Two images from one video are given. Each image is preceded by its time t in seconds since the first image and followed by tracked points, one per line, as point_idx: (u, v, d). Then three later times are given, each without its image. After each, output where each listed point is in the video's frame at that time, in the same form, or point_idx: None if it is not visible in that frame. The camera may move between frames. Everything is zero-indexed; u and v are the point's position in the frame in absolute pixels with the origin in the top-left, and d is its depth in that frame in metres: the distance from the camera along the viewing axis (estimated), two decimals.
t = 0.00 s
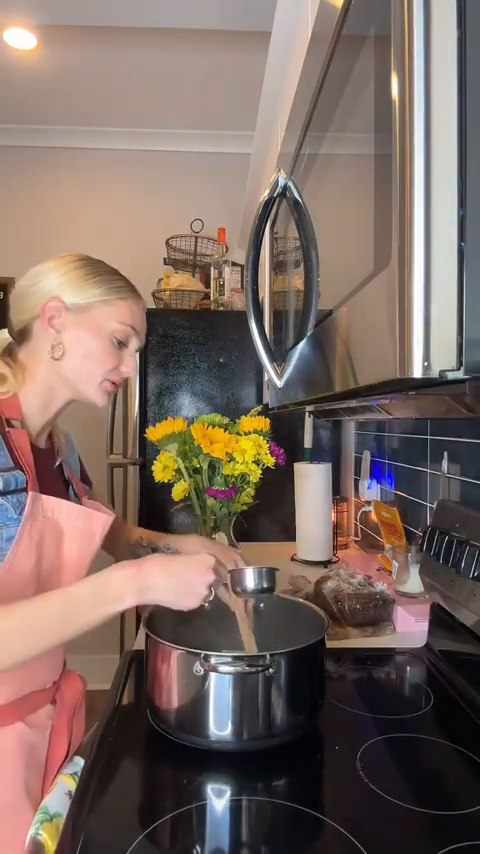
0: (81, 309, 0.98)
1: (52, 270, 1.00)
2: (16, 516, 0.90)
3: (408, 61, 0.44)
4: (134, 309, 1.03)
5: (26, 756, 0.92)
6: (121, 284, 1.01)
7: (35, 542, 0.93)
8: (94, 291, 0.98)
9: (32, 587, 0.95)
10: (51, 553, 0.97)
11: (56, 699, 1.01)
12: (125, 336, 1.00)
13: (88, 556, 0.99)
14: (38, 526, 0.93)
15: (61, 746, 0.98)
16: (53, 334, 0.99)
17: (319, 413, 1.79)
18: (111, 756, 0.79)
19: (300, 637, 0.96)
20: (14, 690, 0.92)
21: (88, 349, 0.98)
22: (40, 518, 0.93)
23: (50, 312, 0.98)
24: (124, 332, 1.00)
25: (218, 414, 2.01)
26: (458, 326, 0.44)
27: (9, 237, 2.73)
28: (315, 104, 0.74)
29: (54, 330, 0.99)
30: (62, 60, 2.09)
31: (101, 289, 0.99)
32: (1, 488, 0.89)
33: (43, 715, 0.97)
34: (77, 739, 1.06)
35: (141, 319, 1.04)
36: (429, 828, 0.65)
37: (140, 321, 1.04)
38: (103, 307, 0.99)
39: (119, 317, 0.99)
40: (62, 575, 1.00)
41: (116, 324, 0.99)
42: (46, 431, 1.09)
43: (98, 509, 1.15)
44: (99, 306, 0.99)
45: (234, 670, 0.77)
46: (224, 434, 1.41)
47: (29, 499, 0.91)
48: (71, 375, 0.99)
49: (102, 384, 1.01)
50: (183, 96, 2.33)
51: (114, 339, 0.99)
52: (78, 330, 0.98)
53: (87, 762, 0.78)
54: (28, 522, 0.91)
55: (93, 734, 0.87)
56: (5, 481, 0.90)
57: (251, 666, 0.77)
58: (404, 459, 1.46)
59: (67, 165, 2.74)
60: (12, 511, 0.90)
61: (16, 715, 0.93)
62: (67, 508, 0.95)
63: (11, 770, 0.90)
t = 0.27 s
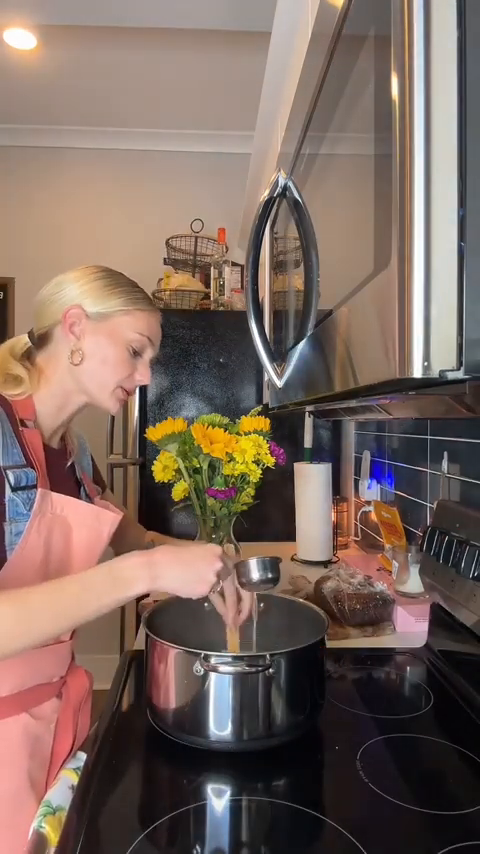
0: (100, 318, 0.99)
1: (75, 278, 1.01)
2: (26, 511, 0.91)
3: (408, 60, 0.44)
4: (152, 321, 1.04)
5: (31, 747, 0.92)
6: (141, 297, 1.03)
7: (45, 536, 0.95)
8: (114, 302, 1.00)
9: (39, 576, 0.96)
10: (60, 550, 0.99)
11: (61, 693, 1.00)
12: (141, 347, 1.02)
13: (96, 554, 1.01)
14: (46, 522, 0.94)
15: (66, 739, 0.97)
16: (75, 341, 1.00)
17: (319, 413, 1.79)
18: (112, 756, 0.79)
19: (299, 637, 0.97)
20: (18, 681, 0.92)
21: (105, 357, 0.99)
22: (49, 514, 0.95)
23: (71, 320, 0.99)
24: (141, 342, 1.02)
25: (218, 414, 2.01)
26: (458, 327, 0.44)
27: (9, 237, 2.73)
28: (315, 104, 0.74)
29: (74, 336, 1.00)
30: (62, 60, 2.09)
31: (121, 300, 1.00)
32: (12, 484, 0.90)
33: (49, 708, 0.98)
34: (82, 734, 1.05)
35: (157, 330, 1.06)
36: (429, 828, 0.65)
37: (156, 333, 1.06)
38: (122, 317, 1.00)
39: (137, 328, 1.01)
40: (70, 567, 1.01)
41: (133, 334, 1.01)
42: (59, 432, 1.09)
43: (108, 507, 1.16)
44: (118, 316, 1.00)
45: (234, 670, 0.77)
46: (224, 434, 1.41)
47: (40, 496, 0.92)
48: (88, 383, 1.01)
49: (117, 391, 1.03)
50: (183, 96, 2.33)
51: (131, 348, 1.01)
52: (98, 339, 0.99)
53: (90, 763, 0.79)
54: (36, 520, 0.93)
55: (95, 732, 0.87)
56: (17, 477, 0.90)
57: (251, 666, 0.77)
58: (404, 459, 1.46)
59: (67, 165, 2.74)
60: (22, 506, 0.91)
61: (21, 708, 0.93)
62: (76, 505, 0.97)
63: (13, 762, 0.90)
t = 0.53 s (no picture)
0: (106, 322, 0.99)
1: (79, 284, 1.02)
2: (32, 510, 0.91)
3: (408, 60, 0.44)
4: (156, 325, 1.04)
5: (36, 743, 0.92)
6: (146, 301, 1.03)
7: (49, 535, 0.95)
8: (121, 307, 1.00)
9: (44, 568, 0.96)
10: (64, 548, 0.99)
11: (66, 692, 1.01)
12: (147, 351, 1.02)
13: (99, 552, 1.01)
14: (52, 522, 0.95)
15: (69, 738, 0.98)
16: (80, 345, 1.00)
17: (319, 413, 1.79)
18: (112, 756, 0.79)
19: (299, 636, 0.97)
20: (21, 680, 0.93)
21: (110, 360, 0.99)
22: (54, 514, 0.95)
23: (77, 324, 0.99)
24: (147, 347, 1.02)
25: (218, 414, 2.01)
26: (458, 327, 0.44)
27: (9, 237, 2.73)
28: (315, 104, 0.74)
29: (81, 339, 1.00)
30: (62, 60, 2.09)
31: (127, 305, 1.00)
32: (19, 483, 0.90)
33: (53, 707, 0.97)
34: (86, 731, 1.07)
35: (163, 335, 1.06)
36: (429, 828, 0.65)
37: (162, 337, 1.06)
38: (127, 321, 1.00)
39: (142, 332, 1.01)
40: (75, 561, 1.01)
41: (139, 338, 1.00)
42: (64, 433, 1.09)
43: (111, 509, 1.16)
44: (124, 320, 1.00)
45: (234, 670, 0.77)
46: (224, 434, 1.41)
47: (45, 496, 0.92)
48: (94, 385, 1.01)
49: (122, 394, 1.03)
50: (183, 96, 2.33)
51: (136, 353, 1.01)
52: (104, 343, 0.99)
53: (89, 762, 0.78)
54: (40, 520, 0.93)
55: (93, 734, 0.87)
56: (23, 475, 0.90)
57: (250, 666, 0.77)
58: (404, 459, 1.46)
59: (67, 165, 2.74)
60: (28, 505, 0.91)
61: (25, 705, 0.93)
62: (81, 505, 0.97)
63: (16, 759, 0.90)
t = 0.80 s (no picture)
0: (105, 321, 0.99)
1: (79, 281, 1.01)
2: (32, 510, 0.92)
3: (408, 60, 0.44)
4: (155, 325, 1.04)
5: (36, 743, 0.92)
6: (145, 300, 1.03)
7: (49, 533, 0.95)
8: (120, 306, 1.00)
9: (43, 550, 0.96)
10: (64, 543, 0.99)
11: (66, 692, 1.01)
12: (145, 350, 1.02)
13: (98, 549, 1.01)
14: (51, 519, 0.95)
15: (69, 738, 0.98)
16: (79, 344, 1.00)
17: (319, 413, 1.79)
18: (112, 755, 0.79)
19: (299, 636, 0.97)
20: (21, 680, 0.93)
21: (109, 360, 1.00)
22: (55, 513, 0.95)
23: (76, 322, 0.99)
24: (146, 346, 1.02)
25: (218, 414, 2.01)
26: (458, 326, 0.44)
27: (9, 236, 2.73)
28: (315, 104, 0.74)
29: (80, 339, 1.00)
30: (61, 60, 2.09)
31: (126, 303, 1.00)
32: (20, 483, 0.89)
33: (54, 707, 0.97)
34: (86, 731, 1.07)
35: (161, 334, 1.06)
36: (429, 828, 0.65)
37: (161, 338, 1.06)
38: (126, 319, 1.00)
39: (142, 331, 1.01)
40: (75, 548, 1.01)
41: (138, 337, 1.01)
42: (63, 433, 1.09)
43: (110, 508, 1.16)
44: (123, 319, 1.00)
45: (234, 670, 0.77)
46: (224, 434, 1.41)
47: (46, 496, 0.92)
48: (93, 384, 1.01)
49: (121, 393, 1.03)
50: (182, 96, 2.33)
51: (135, 352, 1.01)
52: (103, 342, 0.99)
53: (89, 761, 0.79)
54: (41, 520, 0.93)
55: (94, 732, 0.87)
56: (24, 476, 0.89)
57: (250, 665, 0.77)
58: (404, 459, 1.46)
59: (67, 165, 2.74)
60: (29, 505, 0.91)
61: (25, 705, 0.93)
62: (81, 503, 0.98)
63: (15, 759, 0.90)
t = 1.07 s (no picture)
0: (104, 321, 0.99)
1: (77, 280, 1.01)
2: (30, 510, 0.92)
3: (408, 60, 0.44)
4: (154, 324, 1.04)
5: (33, 743, 0.92)
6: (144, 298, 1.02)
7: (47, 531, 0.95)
8: (119, 306, 1.00)
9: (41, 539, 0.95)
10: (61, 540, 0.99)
11: (64, 692, 1.01)
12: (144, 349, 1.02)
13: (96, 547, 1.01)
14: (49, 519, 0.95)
15: (67, 738, 0.98)
16: (78, 343, 1.00)
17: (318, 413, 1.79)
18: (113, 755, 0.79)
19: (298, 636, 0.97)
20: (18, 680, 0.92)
21: (108, 359, 1.00)
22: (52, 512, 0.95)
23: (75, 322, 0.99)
24: (145, 345, 1.02)
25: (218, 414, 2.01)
26: (458, 326, 0.44)
27: (9, 236, 2.73)
28: (315, 104, 0.74)
29: (79, 337, 1.00)
30: (61, 60, 2.09)
31: (126, 303, 1.00)
32: (17, 482, 0.90)
33: (51, 707, 0.97)
34: (84, 730, 1.07)
35: (160, 333, 1.06)
36: (429, 828, 0.65)
37: (160, 336, 1.06)
38: (125, 319, 1.00)
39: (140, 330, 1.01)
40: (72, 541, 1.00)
41: (137, 337, 1.01)
42: (61, 433, 1.09)
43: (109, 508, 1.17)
44: (122, 319, 1.00)
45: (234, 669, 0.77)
46: (224, 434, 1.41)
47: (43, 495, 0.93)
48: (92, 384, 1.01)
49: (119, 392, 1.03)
50: (183, 96, 2.33)
51: (134, 352, 1.01)
52: (102, 341, 0.99)
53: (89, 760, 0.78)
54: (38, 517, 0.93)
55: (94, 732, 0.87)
56: (22, 475, 0.90)
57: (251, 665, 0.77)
58: (404, 459, 1.46)
59: (67, 165, 2.74)
60: (27, 505, 0.92)
61: (23, 704, 0.93)
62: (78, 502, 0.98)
63: (14, 760, 0.90)
